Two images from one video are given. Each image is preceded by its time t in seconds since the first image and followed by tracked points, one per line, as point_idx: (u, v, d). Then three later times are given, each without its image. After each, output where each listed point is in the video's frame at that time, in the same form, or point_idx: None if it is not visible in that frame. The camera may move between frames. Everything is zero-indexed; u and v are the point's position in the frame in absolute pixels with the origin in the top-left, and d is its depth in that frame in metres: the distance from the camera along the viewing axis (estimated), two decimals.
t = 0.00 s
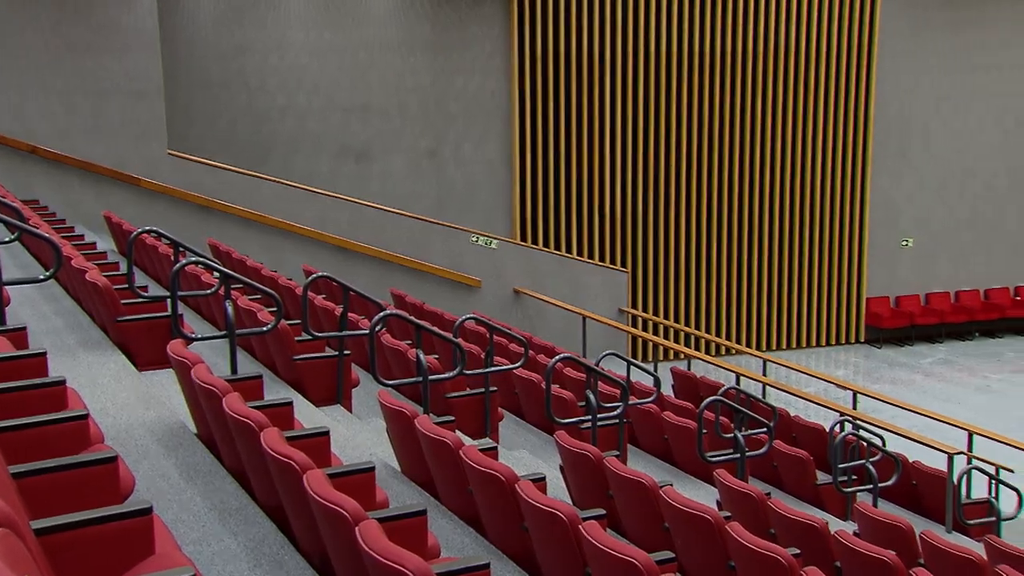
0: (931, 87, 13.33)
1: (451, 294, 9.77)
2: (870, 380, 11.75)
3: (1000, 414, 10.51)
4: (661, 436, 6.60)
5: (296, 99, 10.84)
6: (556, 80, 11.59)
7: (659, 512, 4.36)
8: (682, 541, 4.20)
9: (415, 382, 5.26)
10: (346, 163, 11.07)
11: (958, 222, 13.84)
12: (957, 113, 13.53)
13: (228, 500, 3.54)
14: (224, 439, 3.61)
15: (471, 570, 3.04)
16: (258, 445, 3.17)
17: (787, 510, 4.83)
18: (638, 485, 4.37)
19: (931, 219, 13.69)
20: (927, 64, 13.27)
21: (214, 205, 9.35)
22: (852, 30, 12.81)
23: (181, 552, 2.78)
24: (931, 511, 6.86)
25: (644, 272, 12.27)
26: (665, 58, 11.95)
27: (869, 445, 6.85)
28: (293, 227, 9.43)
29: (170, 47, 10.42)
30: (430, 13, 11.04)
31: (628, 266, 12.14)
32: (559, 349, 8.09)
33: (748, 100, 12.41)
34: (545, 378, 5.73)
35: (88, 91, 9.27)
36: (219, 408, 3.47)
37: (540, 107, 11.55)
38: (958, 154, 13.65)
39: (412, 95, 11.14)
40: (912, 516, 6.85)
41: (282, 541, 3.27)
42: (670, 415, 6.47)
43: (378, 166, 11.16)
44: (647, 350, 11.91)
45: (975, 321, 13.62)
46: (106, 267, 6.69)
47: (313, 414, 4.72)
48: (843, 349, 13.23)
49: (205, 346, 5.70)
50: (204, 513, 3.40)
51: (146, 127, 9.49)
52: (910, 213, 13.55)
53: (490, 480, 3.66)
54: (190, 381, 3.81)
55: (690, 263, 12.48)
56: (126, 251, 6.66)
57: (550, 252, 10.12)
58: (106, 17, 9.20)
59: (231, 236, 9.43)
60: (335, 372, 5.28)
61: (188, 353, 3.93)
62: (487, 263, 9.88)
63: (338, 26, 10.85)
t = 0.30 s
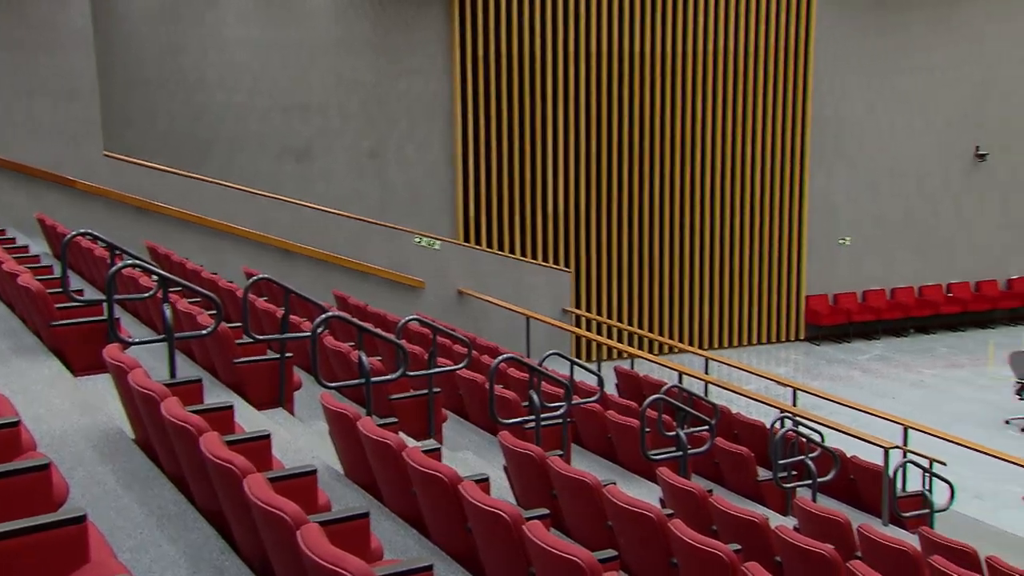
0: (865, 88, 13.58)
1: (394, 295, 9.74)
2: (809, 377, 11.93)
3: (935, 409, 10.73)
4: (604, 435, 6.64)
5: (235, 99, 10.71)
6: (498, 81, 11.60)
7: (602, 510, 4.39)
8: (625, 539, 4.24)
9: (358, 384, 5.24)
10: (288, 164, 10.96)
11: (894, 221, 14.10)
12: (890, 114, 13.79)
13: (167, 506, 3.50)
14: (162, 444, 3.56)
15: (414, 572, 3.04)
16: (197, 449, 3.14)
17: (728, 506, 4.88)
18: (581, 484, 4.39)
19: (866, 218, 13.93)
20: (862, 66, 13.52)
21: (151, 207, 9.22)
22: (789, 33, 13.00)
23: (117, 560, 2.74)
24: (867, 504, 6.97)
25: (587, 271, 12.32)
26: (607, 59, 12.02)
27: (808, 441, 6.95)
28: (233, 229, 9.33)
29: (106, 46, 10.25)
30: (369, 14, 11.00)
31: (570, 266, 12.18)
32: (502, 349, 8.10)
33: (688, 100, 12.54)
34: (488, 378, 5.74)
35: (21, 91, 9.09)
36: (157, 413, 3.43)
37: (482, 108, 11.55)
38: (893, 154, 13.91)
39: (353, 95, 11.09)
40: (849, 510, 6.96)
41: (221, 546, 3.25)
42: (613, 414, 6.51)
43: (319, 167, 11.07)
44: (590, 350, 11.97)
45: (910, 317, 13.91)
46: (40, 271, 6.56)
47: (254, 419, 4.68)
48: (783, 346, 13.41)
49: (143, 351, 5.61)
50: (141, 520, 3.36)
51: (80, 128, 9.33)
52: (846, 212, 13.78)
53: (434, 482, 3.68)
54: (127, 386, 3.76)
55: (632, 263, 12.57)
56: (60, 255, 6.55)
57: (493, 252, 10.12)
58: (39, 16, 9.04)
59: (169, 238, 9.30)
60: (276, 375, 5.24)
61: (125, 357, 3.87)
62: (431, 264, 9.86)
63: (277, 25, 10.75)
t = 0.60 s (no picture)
0: (788, 90, 13.81)
1: (323, 297, 9.68)
2: (737, 374, 12.10)
3: (858, 404, 10.96)
4: (535, 434, 6.66)
5: (158, 100, 10.51)
6: (426, 81, 11.59)
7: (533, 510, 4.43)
8: (556, 538, 4.27)
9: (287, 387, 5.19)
10: (214, 166, 10.79)
11: (817, 220, 14.37)
12: (813, 115, 14.05)
13: (88, 515, 3.43)
14: (83, 452, 3.50)
15: None
16: (120, 457, 3.09)
17: (658, 503, 4.93)
18: (512, 484, 4.40)
19: (791, 217, 14.17)
20: (785, 68, 13.76)
21: (72, 210, 9.00)
22: (714, 35, 13.19)
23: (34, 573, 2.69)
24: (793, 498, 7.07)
25: (517, 272, 12.35)
26: (535, 60, 12.08)
27: (736, 438, 7.04)
28: (158, 232, 9.17)
29: (23, 46, 9.97)
30: (295, 15, 10.90)
31: (501, 266, 12.20)
32: (433, 351, 8.08)
33: (616, 101, 12.66)
34: (419, 380, 5.72)
35: None
36: (78, 420, 3.37)
37: (411, 109, 11.53)
38: (817, 154, 14.18)
39: (280, 96, 10.97)
40: (775, 505, 7.07)
41: (145, 555, 3.20)
42: (544, 413, 6.53)
43: (247, 168, 10.92)
44: (521, 350, 12.00)
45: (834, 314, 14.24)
46: None
47: (180, 425, 4.62)
48: (712, 344, 13.58)
49: (64, 357, 5.49)
50: (61, 531, 3.29)
51: None
52: (771, 212, 14.00)
53: (365, 485, 3.70)
54: (46, 393, 3.69)
55: (562, 263, 12.62)
56: None
57: (423, 253, 10.10)
58: None
59: (91, 243, 9.09)
60: (203, 380, 5.16)
61: (44, 364, 3.79)
62: (360, 266, 9.81)
63: (202, 25, 10.58)
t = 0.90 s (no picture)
0: (708, 90, 14.02)
1: (246, 300, 9.55)
2: (662, 372, 12.23)
3: (779, 400, 11.16)
4: (461, 435, 6.65)
5: (72, 101, 10.23)
6: (348, 82, 11.52)
7: (458, 511, 4.43)
8: (481, 539, 4.29)
9: (207, 392, 5.11)
10: (132, 168, 10.57)
11: (738, 219, 14.59)
12: (732, 115, 14.27)
13: None
14: None
15: None
16: (31, 467, 3.02)
17: (583, 502, 4.96)
18: (437, 485, 4.41)
19: (713, 217, 14.36)
20: (705, 69, 13.96)
21: None
22: (635, 37, 13.33)
23: None
24: (717, 494, 7.18)
25: (442, 273, 12.33)
26: (458, 61, 12.09)
27: (660, 435, 7.11)
28: (73, 236, 8.91)
29: None
30: (214, 15, 10.75)
31: (426, 268, 12.18)
32: (358, 353, 8.02)
33: (538, 103, 12.72)
34: (343, 383, 5.67)
35: None
36: None
37: (335, 110, 11.45)
38: (737, 154, 14.41)
39: (199, 97, 10.79)
40: (699, 500, 7.16)
41: (58, 567, 3.13)
42: (470, 414, 6.53)
43: (166, 170, 10.72)
44: (447, 351, 11.99)
45: (755, 311, 14.50)
46: None
47: (96, 433, 4.52)
48: (636, 343, 13.71)
49: None
50: None
51: None
52: (693, 212, 14.18)
53: (287, 489, 3.67)
54: None
55: (488, 264, 12.63)
56: None
57: (348, 255, 10.04)
58: None
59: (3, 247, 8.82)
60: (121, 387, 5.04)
61: None
62: (284, 269, 9.70)
63: (118, 25, 10.33)
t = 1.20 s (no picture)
0: (628, 91, 14.16)
1: (165, 304, 9.38)
2: (586, 371, 12.32)
3: (701, 397, 11.32)
4: (385, 437, 6.61)
5: None
6: (269, 82, 11.40)
7: (382, 514, 4.41)
8: (405, 541, 4.28)
9: (123, 399, 5.00)
10: (43, 171, 10.24)
11: (660, 219, 14.75)
12: (652, 116, 14.43)
13: None
14: None
15: None
16: None
17: (508, 502, 4.98)
18: (361, 488, 4.39)
19: (635, 217, 14.49)
20: (625, 70, 14.09)
21: None
22: (555, 38, 13.41)
23: None
24: (640, 491, 7.25)
25: (366, 275, 12.26)
26: (379, 61, 12.04)
27: (585, 434, 7.15)
28: None
29: None
30: (128, 14, 10.52)
31: (349, 270, 12.09)
32: (280, 356, 7.93)
33: (460, 104, 12.72)
34: (264, 386, 5.60)
35: None
36: None
37: (255, 111, 11.30)
38: (657, 154, 14.57)
39: (113, 97, 10.54)
40: (623, 498, 7.22)
41: None
42: (394, 416, 6.50)
43: (80, 173, 10.44)
44: (371, 353, 11.92)
45: (677, 310, 14.67)
46: None
47: (6, 443, 4.40)
48: (560, 343, 13.78)
49: None
50: None
51: None
52: (615, 212, 14.30)
53: (207, 496, 3.62)
54: None
55: (412, 265, 12.60)
56: None
57: (270, 258, 9.92)
58: None
59: None
60: (32, 394, 4.93)
61: None
62: (203, 272, 9.54)
63: (26, 23, 10.01)
